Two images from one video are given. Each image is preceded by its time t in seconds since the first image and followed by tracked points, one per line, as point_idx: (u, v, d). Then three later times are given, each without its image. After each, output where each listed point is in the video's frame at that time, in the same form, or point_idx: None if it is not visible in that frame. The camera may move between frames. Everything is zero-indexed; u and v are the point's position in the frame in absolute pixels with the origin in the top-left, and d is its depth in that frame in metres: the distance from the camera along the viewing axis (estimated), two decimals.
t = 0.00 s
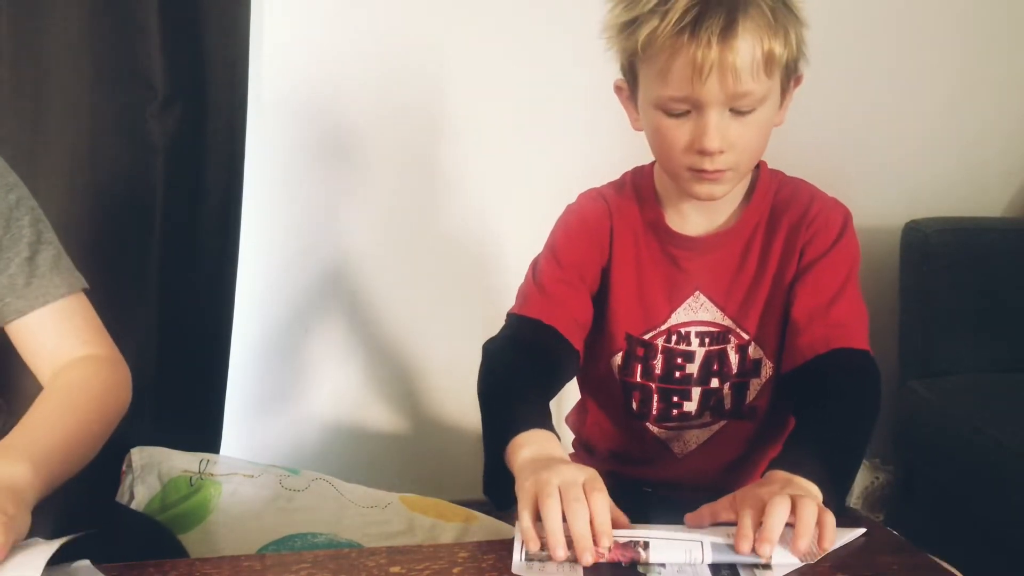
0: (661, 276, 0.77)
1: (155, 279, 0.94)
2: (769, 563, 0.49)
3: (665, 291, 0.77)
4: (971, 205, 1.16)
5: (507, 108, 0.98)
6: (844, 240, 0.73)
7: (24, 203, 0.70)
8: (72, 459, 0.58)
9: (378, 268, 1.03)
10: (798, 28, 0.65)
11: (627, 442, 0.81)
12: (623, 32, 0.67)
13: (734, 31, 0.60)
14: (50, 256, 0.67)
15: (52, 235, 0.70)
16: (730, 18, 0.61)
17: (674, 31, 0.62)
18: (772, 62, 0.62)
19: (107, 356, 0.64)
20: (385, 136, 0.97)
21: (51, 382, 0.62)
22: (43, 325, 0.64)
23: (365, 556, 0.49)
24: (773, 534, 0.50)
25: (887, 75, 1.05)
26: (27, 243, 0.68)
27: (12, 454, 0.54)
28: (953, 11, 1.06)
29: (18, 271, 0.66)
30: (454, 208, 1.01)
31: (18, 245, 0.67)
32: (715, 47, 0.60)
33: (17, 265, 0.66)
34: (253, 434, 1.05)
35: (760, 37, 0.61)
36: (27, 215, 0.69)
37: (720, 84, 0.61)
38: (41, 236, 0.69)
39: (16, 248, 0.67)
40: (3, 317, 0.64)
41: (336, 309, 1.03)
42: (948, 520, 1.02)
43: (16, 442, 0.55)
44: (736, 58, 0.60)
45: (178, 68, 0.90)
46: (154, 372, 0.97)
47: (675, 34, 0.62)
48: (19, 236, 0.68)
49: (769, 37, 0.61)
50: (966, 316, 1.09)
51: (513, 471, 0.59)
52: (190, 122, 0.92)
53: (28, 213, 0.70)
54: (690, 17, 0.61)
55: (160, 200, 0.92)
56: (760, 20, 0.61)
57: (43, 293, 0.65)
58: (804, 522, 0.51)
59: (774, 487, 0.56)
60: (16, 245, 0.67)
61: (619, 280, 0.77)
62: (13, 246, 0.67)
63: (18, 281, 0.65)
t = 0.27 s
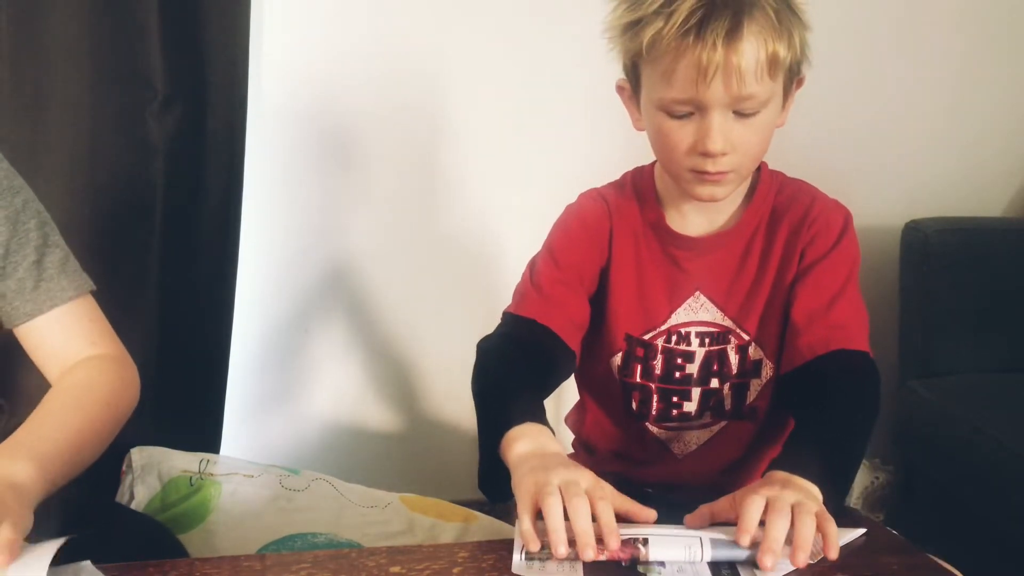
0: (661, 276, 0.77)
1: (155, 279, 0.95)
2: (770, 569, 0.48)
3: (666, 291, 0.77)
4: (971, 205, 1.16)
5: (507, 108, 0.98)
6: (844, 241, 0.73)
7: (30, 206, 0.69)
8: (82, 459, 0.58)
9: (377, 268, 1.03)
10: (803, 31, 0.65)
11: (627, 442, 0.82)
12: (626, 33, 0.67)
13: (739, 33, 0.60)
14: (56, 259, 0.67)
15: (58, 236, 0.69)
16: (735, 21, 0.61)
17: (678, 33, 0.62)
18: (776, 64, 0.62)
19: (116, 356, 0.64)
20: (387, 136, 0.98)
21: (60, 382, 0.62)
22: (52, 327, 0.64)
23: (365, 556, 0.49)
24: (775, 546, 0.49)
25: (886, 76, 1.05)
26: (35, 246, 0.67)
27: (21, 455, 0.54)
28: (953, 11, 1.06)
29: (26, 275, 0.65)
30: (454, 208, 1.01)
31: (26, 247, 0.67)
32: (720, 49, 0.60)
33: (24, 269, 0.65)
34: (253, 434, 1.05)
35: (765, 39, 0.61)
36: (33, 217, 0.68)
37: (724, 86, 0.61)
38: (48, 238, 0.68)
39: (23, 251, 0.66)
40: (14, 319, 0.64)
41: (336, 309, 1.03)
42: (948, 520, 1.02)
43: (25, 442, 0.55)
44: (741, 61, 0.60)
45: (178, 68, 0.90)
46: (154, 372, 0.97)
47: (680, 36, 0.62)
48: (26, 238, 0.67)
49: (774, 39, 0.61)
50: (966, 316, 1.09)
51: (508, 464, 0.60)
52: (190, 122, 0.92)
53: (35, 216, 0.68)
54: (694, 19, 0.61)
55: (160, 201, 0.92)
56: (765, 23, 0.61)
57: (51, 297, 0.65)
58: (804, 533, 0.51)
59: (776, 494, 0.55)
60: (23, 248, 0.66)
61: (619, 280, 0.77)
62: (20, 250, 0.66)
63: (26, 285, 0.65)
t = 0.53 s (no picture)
0: (660, 276, 0.77)
1: (154, 279, 0.95)
2: (768, 564, 0.48)
3: (665, 291, 0.77)
4: (971, 204, 1.16)
5: (507, 108, 0.98)
6: (845, 241, 0.73)
7: (30, 206, 0.69)
8: (81, 459, 0.58)
9: (377, 268, 1.03)
10: (803, 33, 0.65)
11: (626, 442, 0.82)
12: (627, 34, 0.67)
13: (741, 35, 0.60)
14: (56, 259, 0.67)
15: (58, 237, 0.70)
16: (736, 23, 0.61)
17: (680, 34, 0.62)
18: (777, 66, 0.62)
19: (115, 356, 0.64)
20: (388, 136, 0.98)
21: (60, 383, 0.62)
22: (51, 327, 0.64)
23: (365, 556, 0.49)
24: (773, 539, 0.49)
25: (887, 75, 1.05)
26: (34, 246, 0.67)
27: (20, 457, 0.54)
28: (953, 11, 1.05)
29: (25, 275, 0.65)
30: (454, 209, 1.01)
31: (26, 247, 0.67)
32: (721, 51, 0.60)
33: (24, 269, 0.65)
34: (252, 434, 1.06)
35: (766, 41, 0.61)
36: (33, 217, 0.68)
37: (725, 88, 0.61)
38: (48, 238, 0.68)
39: (22, 251, 0.66)
40: (12, 319, 0.64)
41: (337, 309, 1.03)
42: (948, 520, 1.02)
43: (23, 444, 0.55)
44: (743, 63, 0.60)
45: (177, 67, 0.90)
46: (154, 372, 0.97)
47: (681, 38, 0.62)
48: (25, 238, 0.67)
49: (775, 42, 0.61)
50: (966, 316, 1.09)
51: (513, 448, 0.60)
52: (190, 122, 0.92)
53: (35, 217, 0.69)
54: (696, 21, 0.61)
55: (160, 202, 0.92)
56: (766, 25, 0.61)
57: (51, 297, 0.65)
58: (804, 528, 0.51)
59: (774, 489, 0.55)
60: (22, 248, 0.67)
61: (618, 279, 0.77)
62: (19, 250, 0.66)
63: (25, 284, 0.65)
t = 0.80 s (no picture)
0: (660, 276, 0.77)
1: (155, 278, 0.95)
2: (769, 562, 0.48)
3: (665, 291, 0.77)
4: (971, 204, 1.16)
5: (507, 108, 0.98)
6: (845, 243, 0.73)
7: (30, 203, 0.69)
8: (85, 456, 0.58)
9: (377, 268, 1.03)
10: (804, 32, 0.65)
11: (624, 442, 0.82)
12: (627, 34, 0.67)
13: (741, 35, 0.60)
14: (58, 255, 0.67)
15: (59, 233, 0.69)
16: (736, 23, 0.61)
17: (680, 34, 0.62)
18: (777, 66, 0.62)
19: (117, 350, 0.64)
20: (389, 136, 0.98)
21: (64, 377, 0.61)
22: (54, 323, 0.64)
23: (365, 556, 0.49)
24: (771, 534, 0.50)
25: (887, 75, 1.05)
26: (36, 242, 0.67)
27: (25, 452, 0.54)
28: (953, 11, 1.05)
29: (27, 273, 0.65)
30: (455, 209, 1.01)
31: (27, 243, 0.66)
32: (722, 51, 0.60)
33: (26, 266, 0.65)
34: (252, 433, 1.05)
35: (766, 41, 0.61)
36: (34, 214, 0.68)
37: (726, 88, 0.60)
38: (49, 234, 0.68)
39: (24, 247, 0.66)
40: (16, 316, 0.64)
41: (337, 309, 1.03)
42: (948, 520, 1.02)
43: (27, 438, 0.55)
44: (743, 62, 0.60)
45: (177, 66, 0.90)
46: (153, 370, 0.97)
47: (681, 37, 0.62)
48: (27, 234, 0.67)
49: (775, 41, 0.61)
50: (967, 316, 1.09)
51: (515, 442, 0.60)
52: (190, 122, 0.92)
53: (36, 214, 0.68)
54: (696, 21, 0.61)
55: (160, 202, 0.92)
56: (767, 24, 0.61)
57: (53, 293, 0.65)
58: (803, 524, 0.50)
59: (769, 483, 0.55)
60: (24, 244, 0.66)
61: (617, 279, 0.77)
62: (21, 246, 0.66)
63: (28, 281, 0.65)
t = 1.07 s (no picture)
0: (660, 276, 0.77)
1: (155, 278, 0.95)
2: (770, 562, 0.48)
3: (665, 291, 0.77)
4: (971, 204, 1.16)
5: (507, 108, 0.98)
6: (845, 244, 0.73)
7: (30, 203, 0.69)
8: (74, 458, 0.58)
9: (377, 268, 1.02)
10: (804, 32, 0.65)
11: (624, 442, 0.82)
12: (627, 34, 0.67)
13: (741, 34, 0.60)
14: (58, 256, 0.67)
15: (59, 234, 0.69)
16: (737, 23, 0.61)
17: (680, 34, 0.62)
18: (777, 66, 0.62)
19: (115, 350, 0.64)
20: (388, 136, 0.98)
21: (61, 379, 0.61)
22: (55, 325, 0.64)
23: (365, 556, 0.49)
24: (771, 534, 0.50)
25: (887, 75, 1.05)
26: (35, 244, 0.67)
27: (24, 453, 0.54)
28: (954, 11, 1.05)
29: (27, 275, 0.65)
30: (455, 209, 1.01)
31: (26, 244, 0.66)
32: (722, 50, 0.60)
33: (26, 267, 0.65)
34: (252, 433, 1.05)
35: (766, 41, 0.61)
36: (34, 215, 0.68)
37: (726, 87, 0.60)
38: (49, 235, 0.68)
39: (24, 249, 0.66)
40: (16, 317, 0.64)
41: (337, 309, 1.03)
42: (948, 520, 1.02)
43: (28, 440, 0.55)
44: (743, 62, 0.60)
45: (177, 66, 0.90)
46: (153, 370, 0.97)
47: (682, 37, 0.62)
48: (26, 237, 0.67)
49: (775, 41, 0.61)
50: (967, 316, 1.09)
51: (516, 444, 0.59)
52: (190, 122, 0.92)
53: (36, 215, 0.68)
54: (696, 21, 0.61)
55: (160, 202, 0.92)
56: (767, 24, 0.61)
57: (54, 294, 0.65)
58: (804, 525, 0.50)
59: (769, 483, 0.55)
60: (24, 245, 0.66)
61: (617, 279, 0.77)
62: (21, 248, 0.66)
63: (28, 283, 0.65)
